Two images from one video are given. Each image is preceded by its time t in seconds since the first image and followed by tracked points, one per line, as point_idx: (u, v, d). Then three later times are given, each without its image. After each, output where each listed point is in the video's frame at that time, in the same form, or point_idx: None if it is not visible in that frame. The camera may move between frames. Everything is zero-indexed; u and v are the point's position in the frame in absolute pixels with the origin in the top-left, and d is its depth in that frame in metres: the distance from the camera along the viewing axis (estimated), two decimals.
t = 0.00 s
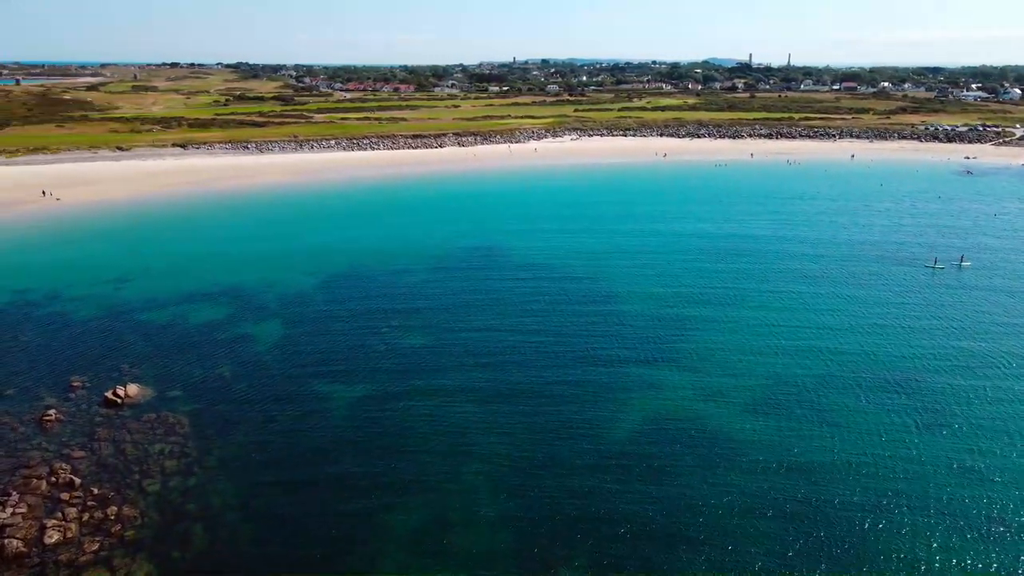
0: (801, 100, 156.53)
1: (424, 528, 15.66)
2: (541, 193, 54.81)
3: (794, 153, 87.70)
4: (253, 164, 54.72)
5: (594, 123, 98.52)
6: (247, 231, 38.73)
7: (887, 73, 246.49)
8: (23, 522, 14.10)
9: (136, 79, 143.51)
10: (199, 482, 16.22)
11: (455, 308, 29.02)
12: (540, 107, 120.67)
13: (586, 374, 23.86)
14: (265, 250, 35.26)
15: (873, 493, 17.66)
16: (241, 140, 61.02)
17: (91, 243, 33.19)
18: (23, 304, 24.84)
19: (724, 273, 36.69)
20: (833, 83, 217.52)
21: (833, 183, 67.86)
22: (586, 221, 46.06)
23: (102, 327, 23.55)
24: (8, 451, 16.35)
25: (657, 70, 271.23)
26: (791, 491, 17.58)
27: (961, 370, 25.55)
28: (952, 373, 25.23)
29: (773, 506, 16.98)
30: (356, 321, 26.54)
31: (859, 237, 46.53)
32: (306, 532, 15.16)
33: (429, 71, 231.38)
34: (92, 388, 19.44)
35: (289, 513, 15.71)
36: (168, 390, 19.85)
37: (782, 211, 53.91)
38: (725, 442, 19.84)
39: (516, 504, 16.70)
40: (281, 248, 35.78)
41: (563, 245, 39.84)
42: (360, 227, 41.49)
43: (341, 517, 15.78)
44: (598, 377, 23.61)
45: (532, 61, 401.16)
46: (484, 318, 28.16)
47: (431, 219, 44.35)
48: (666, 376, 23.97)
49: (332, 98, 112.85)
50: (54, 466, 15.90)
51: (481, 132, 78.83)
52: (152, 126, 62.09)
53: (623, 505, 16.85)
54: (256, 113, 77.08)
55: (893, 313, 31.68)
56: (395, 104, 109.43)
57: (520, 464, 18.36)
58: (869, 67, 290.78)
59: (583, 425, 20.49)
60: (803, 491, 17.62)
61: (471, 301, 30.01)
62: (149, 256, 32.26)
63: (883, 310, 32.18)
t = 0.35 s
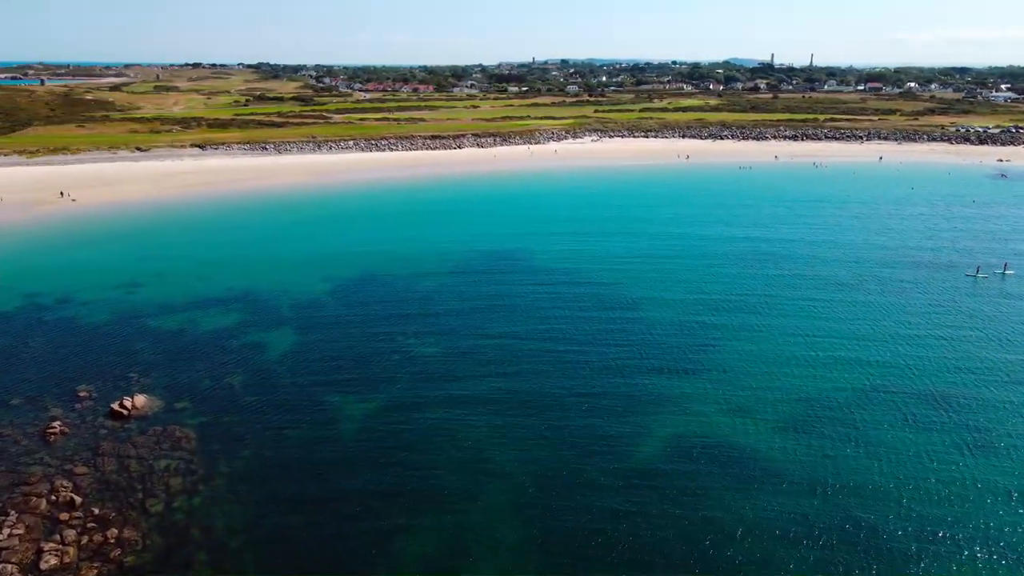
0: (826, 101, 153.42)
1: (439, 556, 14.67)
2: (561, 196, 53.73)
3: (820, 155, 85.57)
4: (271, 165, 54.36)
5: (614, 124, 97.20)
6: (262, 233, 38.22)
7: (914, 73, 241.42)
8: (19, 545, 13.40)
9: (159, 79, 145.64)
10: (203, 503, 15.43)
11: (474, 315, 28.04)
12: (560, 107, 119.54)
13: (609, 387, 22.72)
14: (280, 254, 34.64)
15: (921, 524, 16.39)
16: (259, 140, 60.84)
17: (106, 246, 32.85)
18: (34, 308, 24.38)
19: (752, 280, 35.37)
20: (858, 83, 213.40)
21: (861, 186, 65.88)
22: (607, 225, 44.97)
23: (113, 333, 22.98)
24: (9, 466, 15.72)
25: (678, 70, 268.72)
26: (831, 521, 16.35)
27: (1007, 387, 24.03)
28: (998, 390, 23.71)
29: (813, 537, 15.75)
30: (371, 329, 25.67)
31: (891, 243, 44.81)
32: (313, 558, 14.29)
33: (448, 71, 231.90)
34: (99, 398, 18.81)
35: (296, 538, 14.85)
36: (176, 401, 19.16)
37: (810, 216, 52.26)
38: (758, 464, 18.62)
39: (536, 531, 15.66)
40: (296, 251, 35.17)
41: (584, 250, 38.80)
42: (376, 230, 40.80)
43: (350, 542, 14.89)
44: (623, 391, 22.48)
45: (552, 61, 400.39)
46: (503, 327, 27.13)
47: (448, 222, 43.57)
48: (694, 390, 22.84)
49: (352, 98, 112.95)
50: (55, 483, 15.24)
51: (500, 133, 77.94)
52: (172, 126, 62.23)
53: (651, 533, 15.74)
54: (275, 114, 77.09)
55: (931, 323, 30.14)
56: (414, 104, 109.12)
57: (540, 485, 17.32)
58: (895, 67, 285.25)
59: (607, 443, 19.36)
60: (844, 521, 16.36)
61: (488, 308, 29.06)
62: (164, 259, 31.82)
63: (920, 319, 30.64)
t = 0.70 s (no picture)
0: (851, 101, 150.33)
1: None
2: (582, 198, 52.64)
3: (848, 157, 83.29)
4: (289, 166, 53.92)
5: (636, 125, 95.76)
6: (278, 235, 37.67)
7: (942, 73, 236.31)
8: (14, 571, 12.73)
9: (182, 79, 147.94)
10: (208, 525, 14.64)
11: (493, 323, 27.07)
12: (580, 108, 118.26)
13: (636, 401, 21.60)
14: (295, 257, 33.98)
15: (976, 560, 15.13)
16: (278, 141, 60.56)
17: (122, 248, 32.47)
18: (46, 312, 23.91)
19: (783, 286, 34.02)
20: (885, 83, 209.05)
21: (893, 190, 63.71)
22: (629, 229, 43.78)
23: (122, 339, 22.40)
24: (10, 482, 15.11)
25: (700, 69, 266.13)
26: (877, 555, 15.14)
27: None
28: None
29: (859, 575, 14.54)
30: (387, 337, 24.80)
31: (927, 250, 43.01)
32: None
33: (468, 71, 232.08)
34: (105, 409, 18.17)
35: (304, 563, 14.00)
36: (185, 413, 18.47)
37: (840, 220, 50.58)
38: (795, 488, 17.42)
39: (558, 560, 14.66)
40: (312, 255, 34.50)
41: (605, 255, 37.68)
42: (394, 233, 40.07)
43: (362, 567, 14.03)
44: (650, 406, 21.33)
45: (571, 61, 398.85)
46: (523, 335, 26.11)
47: (466, 225, 42.69)
48: (726, 405, 21.67)
49: (372, 98, 112.89)
50: (55, 502, 14.56)
51: (520, 134, 76.97)
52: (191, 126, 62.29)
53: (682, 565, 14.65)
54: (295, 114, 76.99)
55: (975, 335, 28.52)
56: (434, 104, 108.62)
57: (563, 509, 16.29)
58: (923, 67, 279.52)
59: (634, 464, 18.22)
60: (892, 556, 15.13)
61: (508, 315, 28.09)
62: (178, 262, 31.34)
63: (962, 330, 29.04)
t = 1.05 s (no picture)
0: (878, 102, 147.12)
1: None
2: (602, 200, 51.51)
3: (876, 160, 80.99)
4: (306, 167, 53.45)
5: (657, 126, 94.23)
6: (294, 238, 37.10)
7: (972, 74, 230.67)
8: None
9: (204, 80, 149.55)
10: (212, 550, 13.82)
11: (513, 332, 26.04)
12: (600, 109, 117.01)
13: (664, 417, 20.45)
14: (311, 260, 33.31)
15: None
16: (296, 141, 60.23)
17: (138, 251, 32.03)
18: (56, 317, 23.39)
19: (815, 294, 32.62)
20: (912, 83, 204.55)
21: (925, 194, 61.60)
22: (652, 233, 42.58)
23: (132, 346, 21.78)
24: (10, 501, 14.47)
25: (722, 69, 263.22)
26: None
27: None
28: None
29: None
30: (403, 347, 23.87)
31: (965, 256, 41.20)
32: None
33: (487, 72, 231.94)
34: (111, 421, 17.51)
35: None
36: (193, 426, 17.76)
37: (872, 224, 48.81)
38: (838, 517, 16.16)
39: None
40: (327, 258, 33.80)
41: (628, 260, 36.54)
42: (411, 235, 39.30)
43: None
44: (680, 423, 20.13)
45: (591, 61, 397.42)
46: (544, 345, 25.02)
47: (485, 228, 41.79)
48: (760, 421, 20.49)
49: (390, 99, 112.63)
50: (54, 523, 13.87)
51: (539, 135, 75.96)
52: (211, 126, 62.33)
53: None
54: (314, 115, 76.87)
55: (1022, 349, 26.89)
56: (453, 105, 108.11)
57: (587, 537, 15.22)
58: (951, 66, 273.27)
59: (664, 487, 17.06)
60: None
61: (527, 322, 27.08)
62: (193, 265, 30.83)
63: (1008, 343, 27.41)
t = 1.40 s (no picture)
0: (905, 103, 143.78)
1: None
2: (624, 204, 50.40)
3: (906, 162, 78.66)
4: (324, 168, 52.96)
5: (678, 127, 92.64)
6: (309, 241, 36.47)
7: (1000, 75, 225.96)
8: None
9: (225, 80, 151.02)
10: None
11: (533, 342, 25.02)
12: (621, 110, 115.76)
13: (694, 434, 19.33)
14: (327, 264, 32.65)
15: None
16: (314, 142, 59.85)
17: (153, 254, 31.63)
18: (67, 322, 22.89)
19: (849, 302, 31.24)
20: (940, 83, 199.94)
21: (959, 197, 59.43)
22: (675, 238, 41.35)
23: (141, 354, 21.15)
24: (7, 521, 13.81)
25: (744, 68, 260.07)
26: None
27: None
28: None
29: None
30: (419, 357, 23.01)
31: (1005, 263, 39.36)
32: None
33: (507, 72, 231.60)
34: (116, 434, 16.85)
35: None
36: (200, 441, 17.06)
37: (905, 229, 47.07)
38: (887, 550, 14.92)
39: None
40: (342, 262, 33.12)
41: (651, 265, 35.41)
42: (428, 239, 38.48)
43: None
44: (711, 441, 19.01)
45: (611, 61, 395.44)
46: (565, 356, 23.97)
47: (504, 231, 40.91)
48: (797, 439, 19.30)
49: (409, 99, 112.23)
50: (51, 547, 13.18)
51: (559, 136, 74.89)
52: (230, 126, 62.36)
53: None
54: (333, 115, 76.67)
55: None
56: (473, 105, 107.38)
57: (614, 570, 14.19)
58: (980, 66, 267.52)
59: (696, 513, 15.97)
60: None
61: (548, 332, 26.07)
62: (206, 268, 30.30)
63: None
